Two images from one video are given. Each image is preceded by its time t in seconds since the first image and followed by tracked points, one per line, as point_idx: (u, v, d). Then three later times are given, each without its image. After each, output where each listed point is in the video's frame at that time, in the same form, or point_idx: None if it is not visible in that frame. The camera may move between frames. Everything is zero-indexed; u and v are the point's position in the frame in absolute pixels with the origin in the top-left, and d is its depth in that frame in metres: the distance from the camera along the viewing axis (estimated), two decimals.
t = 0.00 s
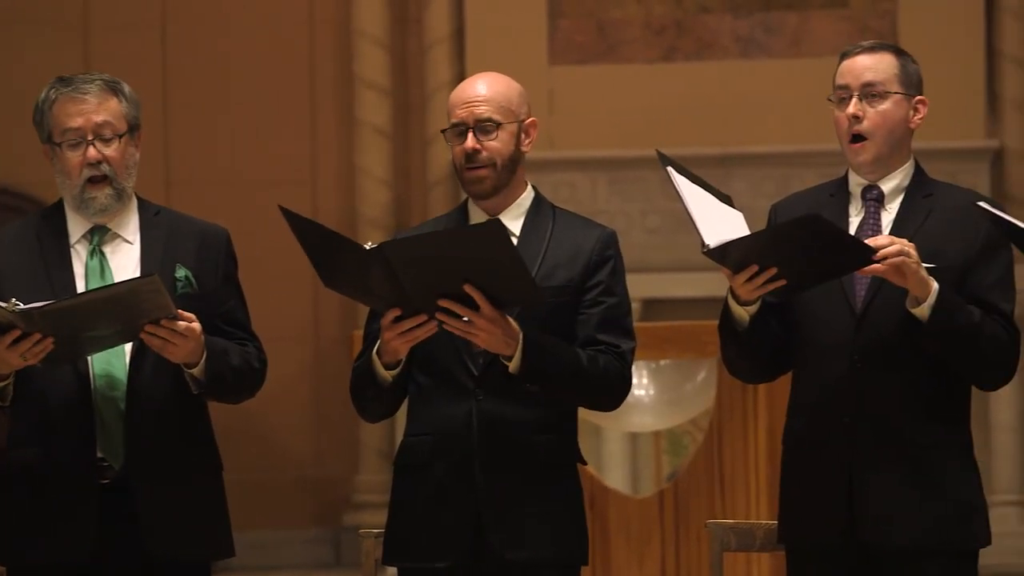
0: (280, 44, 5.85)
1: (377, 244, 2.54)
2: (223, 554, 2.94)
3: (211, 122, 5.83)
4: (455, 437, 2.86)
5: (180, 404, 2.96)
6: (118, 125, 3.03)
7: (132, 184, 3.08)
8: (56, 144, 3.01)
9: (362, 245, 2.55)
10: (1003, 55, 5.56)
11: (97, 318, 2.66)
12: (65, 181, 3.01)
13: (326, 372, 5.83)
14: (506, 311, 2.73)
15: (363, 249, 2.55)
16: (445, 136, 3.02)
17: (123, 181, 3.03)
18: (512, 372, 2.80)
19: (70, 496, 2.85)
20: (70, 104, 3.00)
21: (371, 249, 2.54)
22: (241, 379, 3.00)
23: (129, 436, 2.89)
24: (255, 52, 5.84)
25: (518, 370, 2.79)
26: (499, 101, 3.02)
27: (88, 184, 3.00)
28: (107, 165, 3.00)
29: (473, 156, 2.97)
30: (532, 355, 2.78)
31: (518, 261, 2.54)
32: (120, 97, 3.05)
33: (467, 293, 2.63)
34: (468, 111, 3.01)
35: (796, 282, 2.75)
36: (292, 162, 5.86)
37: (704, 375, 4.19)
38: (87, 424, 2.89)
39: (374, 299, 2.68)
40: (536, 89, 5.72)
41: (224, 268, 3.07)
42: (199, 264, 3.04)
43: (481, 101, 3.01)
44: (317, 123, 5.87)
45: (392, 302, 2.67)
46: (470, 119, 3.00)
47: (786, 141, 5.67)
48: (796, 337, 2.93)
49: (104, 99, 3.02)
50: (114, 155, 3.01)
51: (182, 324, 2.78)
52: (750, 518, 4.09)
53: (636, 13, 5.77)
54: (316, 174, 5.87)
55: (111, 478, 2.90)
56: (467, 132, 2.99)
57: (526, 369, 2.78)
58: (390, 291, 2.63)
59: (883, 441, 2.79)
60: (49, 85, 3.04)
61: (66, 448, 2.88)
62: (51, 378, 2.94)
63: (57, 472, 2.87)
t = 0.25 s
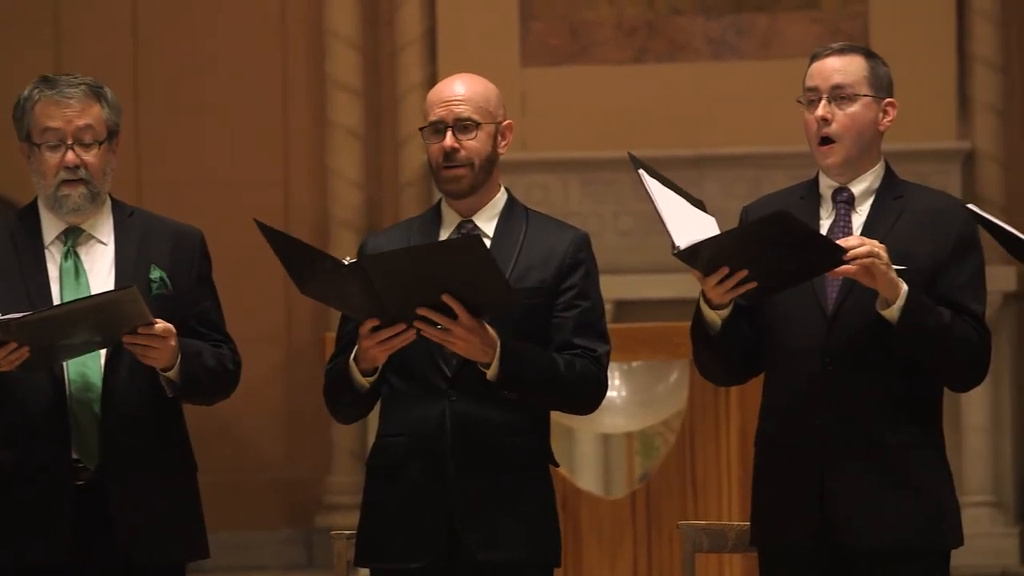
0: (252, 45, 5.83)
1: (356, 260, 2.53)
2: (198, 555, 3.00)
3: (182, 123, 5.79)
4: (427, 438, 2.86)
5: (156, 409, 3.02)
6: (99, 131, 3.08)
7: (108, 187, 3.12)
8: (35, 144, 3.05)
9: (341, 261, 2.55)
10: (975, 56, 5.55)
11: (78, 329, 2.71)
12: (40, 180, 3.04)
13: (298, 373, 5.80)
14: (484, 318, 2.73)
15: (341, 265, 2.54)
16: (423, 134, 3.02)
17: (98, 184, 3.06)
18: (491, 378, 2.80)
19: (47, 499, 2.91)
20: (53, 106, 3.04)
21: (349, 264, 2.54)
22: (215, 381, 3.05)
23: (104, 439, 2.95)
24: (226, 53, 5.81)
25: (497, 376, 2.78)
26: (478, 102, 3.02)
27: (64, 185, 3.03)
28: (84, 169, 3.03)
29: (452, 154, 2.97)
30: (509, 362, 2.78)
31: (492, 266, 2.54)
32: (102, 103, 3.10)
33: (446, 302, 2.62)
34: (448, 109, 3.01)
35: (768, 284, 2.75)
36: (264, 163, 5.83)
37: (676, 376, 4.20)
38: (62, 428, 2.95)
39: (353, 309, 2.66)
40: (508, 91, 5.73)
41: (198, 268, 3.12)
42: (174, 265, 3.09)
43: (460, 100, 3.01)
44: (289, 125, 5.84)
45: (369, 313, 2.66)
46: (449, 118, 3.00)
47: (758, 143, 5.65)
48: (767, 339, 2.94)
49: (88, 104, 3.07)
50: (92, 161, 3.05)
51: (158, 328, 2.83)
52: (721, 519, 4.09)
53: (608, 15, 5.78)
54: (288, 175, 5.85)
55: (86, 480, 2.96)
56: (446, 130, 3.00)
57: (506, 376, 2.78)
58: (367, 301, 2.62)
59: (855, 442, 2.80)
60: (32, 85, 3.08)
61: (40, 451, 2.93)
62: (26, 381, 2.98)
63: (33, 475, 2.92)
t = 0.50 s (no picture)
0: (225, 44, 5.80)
1: (338, 261, 2.53)
2: (173, 558, 2.99)
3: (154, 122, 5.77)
4: (403, 438, 2.85)
5: (134, 412, 3.01)
6: (74, 129, 3.09)
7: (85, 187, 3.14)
8: (12, 146, 3.08)
9: (323, 261, 2.54)
10: (947, 57, 5.53)
11: (55, 330, 2.70)
12: (19, 182, 3.07)
13: (270, 373, 5.78)
14: (462, 318, 2.72)
15: (322, 265, 2.53)
16: (405, 137, 2.99)
17: (75, 185, 3.08)
18: (471, 379, 2.80)
19: (22, 499, 2.90)
20: (28, 107, 3.07)
21: (331, 263, 2.53)
22: (191, 382, 3.04)
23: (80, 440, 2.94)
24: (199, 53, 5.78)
25: (477, 376, 2.78)
26: (461, 106, 3.00)
27: (41, 187, 3.06)
28: (60, 169, 3.06)
29: (437, 159, 2.96)
30: (487, 363, 2.78)
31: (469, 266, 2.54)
32: (77, 101, 3.12)
33: (426, 303, 2.62)
34: (432, 113, 2.99)
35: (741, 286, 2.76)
36: (237, 163, 5.80)
37: (649, 377, 4.22)
38: (38, 428, 2.94)
39: (332, 309, 2.65)
40: (482, 91, 5.73)
41: (175, 269, 3.13)
42: (151, 266, 3.10)
43: (443, 104, 2.99)
44: (262, 124, 5.82)
45: (348, 313, 2.65)
46: (433, 122, 2.98)
47: (731, 144, 5.64)
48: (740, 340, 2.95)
49: (62, 103, 3.09)
50: (68, 160, 3.08)
51: (139, 329, 2.84)
52: (694, 519, 4.10)
53: (580, 15, 5.79)
54: (261, 175, 5.83)
55: (61, 480, 2.96)
56: (431, 134, 2.98)
57: (485, 375, 2.78)
58: (345, 300, 2.61)
59: (831, 442, 2.81)
60: (7, 87, 3.10)
61: (16, 452, 2.92)
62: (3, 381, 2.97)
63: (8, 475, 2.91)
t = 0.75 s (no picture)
0: (200, 48, 5.79)
1: (323, 261, 2.53)
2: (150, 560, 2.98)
3: (130, 125, 5.75)
4: (380, 439, 2.84)
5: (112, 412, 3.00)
6: (53, 128, 3.09)
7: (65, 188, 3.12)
8: None
9: (308, 261, 2.54)
10: (921, 62, 5.56)
11: (37, 331, 2.69)
12: None
13: (244, 376, 5.75)
14: (443, 320, 2.72)
15: (308, 264, 2.53)
16: (385, 138, 2.98)
17: (55, 185, 3.07)
18: (451, 380, 2.79)
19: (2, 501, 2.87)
20: (7, 106, 3.06)
21: (315, 263, 2.53)
22: (171, 386, 3.03)
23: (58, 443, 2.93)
24: (174, 56, 5.77)
25: (457, 377, 2.77)
26: (441, 108, 3.00)
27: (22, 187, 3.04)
28: (41, 168, 3.05)
29: (417, 160, 2.96)
30: (469, 364, 2.77)
31: (453, 265, 2.53)
32: (56, 101, 3.12)
33: (409, 304, 2.62)
34: (413, 115, 2.98)
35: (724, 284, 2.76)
36: (212, 166, 5.79)
37: (625, 380, 4.25)
38: (18, 430, 2.92)
39: (311, 309, 2.65)
40: (458, 95, 5.74)
41: (155, 273, 3.12)
42: (132, 271, 3.10)
43: (423, 106, 2.98)
44: (237, 127, 5.80)
45: (330, 312, 2.65)
46: (414, 124, 2.97)
47: (706, 147, 5.65)
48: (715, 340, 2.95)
49: (41, 102, 3.08)
50: (48, 158, 3.08)
51: (119, 334, 2.83)
52: (669, 520, 4.09)
53: (556, 18, 5.78)
54: (236, 178, 5.81)
55: (40, 483, 2.94)
56: (411, 136, 2.97)
57: (466, 377, 2.77)
58: (326, 299, 2.60)
59: (806, 443, 2.82)
60: None
61: None
62: None
63: None
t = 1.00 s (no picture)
0: (180, 50, 5.77)
1: (310, 264, 2.52)
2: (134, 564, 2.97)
3: (109, 128, 5.74)
4: (361, 442, 2.84)
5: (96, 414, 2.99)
6: (39, 129, 3.08)
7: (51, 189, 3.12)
8: None
9: (294, 263, 2.53)
10: (901, 64, 5.58)
11: (21, 331, 2.68)
12: None
13: (224, 379, 5.73)
14: (427, 325, 2.72)
15: (295, 267, 2.53)
16: (370, 142, 2.98)
17: (42, 185, 3.06)
18: (433, 384, 2.78)
19: None
20: None
21: (303, 266, 2.52)
22: (157, 388, 3.02)
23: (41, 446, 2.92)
24: (153, 59, 5.76)
25: (440, 382, 2.77)
26: (426, 112, 3.00)
27: (8, 187, 3.03)
28: (27, 168, 3.04)
29: (402, 164, 2.95)
30: (452, 368, 2.77)
31: (438, 269, 2.53)
32: (42, 102, 3.11)
33: (394, 308, 2.61)
34: (399, 119, 2.97)
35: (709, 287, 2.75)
36: (191, 169, 5.77)
37: (604, 382, 4.24)
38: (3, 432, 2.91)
39: (295, 310, 2.64)
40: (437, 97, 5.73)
41: (140, 275, 3.11)
42: (116, 274, 3.08)
43: (408, 110, 2.98)
44: (216, 130, 5.79)
45: (316, 315, 2.64)
46: (400, 127, 2.97)
47: (686, 150, 5.65)
48: (696, 342, 2.95)
49: (27, 103, 3.07)
50: (35, 159, 3.07)
51: (104, 334, 2.82)
52: (649, 524, 4.09)
53: (535, 20, 5.77)
54: (215, 181, 5.79)
55: (24, 485, 2.93)
56: (397, 140, 2.97)
57: (449, 381, 2.77)
58: (309, 302, 2.59)
59: (787, 446, 2.82)
60: None
61: None
62: None
63: None
